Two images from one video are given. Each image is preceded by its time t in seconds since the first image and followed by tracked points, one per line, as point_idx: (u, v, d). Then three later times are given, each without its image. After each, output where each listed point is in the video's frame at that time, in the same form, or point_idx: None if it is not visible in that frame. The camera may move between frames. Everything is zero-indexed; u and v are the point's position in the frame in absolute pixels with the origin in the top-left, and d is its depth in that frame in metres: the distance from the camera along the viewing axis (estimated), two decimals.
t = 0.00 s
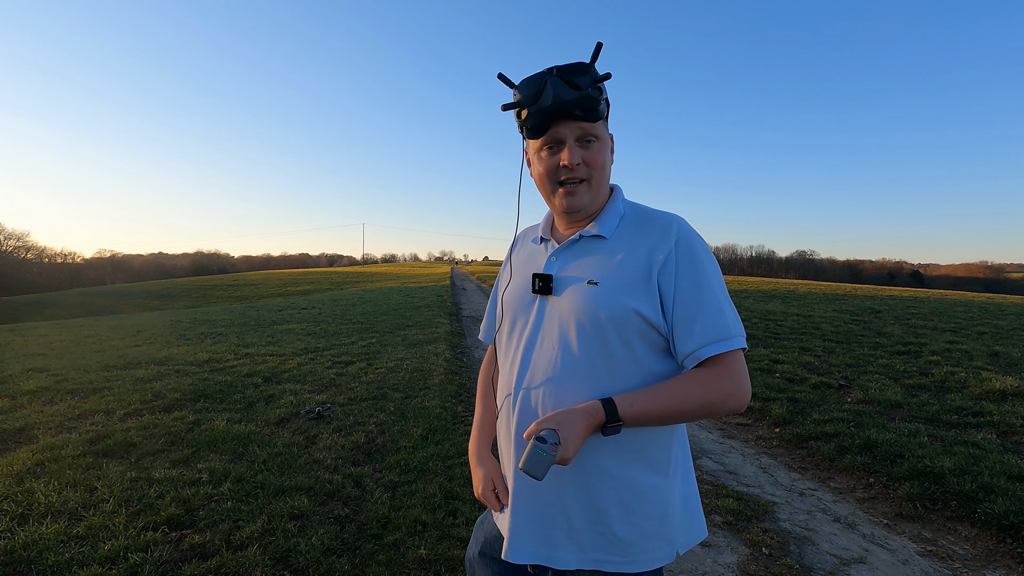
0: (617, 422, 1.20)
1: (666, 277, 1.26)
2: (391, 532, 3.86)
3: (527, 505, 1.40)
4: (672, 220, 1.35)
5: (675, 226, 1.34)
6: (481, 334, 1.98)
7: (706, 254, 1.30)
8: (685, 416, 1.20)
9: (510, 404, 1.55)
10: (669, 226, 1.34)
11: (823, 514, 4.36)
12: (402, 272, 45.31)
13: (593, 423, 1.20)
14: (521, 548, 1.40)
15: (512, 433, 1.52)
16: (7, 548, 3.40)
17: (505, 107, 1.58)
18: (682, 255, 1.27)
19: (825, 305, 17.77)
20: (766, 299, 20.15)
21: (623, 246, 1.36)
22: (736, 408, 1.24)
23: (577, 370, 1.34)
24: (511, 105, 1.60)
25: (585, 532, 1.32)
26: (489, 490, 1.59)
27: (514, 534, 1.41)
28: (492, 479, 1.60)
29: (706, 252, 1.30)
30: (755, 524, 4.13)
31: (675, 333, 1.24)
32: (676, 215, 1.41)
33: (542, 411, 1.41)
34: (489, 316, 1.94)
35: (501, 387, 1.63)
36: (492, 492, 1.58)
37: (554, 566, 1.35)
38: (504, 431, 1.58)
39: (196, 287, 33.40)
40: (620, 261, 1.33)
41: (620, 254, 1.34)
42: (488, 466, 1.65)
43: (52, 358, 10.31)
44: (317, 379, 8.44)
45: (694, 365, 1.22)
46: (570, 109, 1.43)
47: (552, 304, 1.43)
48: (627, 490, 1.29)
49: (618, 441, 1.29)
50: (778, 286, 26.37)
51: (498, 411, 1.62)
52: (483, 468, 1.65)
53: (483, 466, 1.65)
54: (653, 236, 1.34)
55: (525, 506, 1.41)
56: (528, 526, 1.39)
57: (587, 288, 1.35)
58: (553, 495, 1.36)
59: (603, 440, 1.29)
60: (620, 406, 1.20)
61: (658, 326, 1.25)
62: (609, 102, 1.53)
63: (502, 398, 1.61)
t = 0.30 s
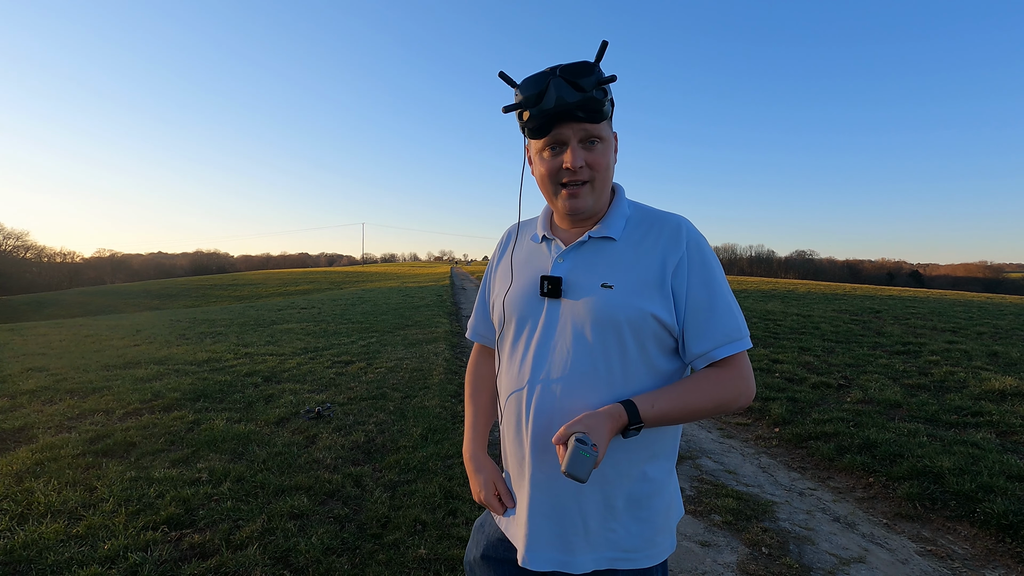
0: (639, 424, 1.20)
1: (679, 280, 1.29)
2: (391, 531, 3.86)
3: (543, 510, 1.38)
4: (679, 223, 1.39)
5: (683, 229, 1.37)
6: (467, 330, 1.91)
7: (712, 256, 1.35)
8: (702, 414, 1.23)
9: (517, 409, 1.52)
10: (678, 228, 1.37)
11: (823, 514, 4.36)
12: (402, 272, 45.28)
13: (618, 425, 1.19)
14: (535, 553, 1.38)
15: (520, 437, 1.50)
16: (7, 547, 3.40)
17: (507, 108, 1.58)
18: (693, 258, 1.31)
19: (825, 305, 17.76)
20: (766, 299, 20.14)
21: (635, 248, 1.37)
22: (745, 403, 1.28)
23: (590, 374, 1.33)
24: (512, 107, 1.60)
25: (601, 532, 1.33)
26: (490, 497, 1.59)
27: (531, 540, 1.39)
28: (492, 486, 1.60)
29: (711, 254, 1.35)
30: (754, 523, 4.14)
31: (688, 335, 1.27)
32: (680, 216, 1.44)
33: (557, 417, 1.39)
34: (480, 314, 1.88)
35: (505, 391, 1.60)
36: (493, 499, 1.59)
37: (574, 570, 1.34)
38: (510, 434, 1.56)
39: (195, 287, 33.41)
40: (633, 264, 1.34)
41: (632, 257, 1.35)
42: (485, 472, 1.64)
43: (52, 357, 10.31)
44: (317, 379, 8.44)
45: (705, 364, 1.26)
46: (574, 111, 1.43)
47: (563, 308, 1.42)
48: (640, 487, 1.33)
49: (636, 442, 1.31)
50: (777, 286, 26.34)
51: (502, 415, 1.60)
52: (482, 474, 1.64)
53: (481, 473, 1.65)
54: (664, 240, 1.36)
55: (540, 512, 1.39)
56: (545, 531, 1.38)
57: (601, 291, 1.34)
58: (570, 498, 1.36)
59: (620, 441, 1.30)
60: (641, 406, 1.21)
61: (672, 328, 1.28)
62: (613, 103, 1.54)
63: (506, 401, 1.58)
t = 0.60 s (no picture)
0: (640, 421, 1.19)
1: (682, 282, 1.30)
2: (391, 531, 3.86)
3: (542, 510, 1.38)
4: (681, 224, 1.39)
5: (686, 231, 1.37)
6: (464, 327, 1.89)
7: (713, 260, 1.35)
8: (702, 414, 1.23)
9: (516, 408, 1.52)
10: (680, 230, 1.38)
11: (822, 514, 4.37)
12: (402, 272, 45.26)
13: (619, 422, 1.19)
14: (534, 553, 1.38)
15: (520, 436, 1.50)
16: (6, 547, 3.39)
17: (510, 106, 1.59)
18: (696, 261, 1.32)
19: (825, 305, 17.76)
20: (765, 299, 20.14)
21: (638, 249, 1.37)
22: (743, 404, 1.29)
23: (593, 373, 1.33)
24: (515, 104, 1.61)
25: (600, 531, 1.33)
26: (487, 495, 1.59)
27: (530, 540, 1.38)
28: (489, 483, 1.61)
29: (713, 257, 1.35)
30: (754, 523, 4.14)
31: (689, 336, 1.28)
32: (682, 218, 1.45)
33: (557, 416, 1.39)
34: (477, 311, 1.87)
35: (504, 390, 1.59)
36: (490, 497, 1.58)
37: (572, 570, 1.34)
38: (509, 433, 1.56)
39: (194, 286, 33.36)
40: (636, 265, 1.34)
41: (636, 258, 1.35)
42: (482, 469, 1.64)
43: (52, 357, 10.31)
44: (317, 379, 8.43)
45: (705, 365, 1.27)
46: (577, 109, 1.43)
47: (564, 307, 1.41)
48: (639, 486, 1.33)
49: (636, 441, 1.31)
50: (777, 287, 26.33)
51: (501, 413, 1.59)
52: (479, 472, 1.64)
53: (477, 470, 1.65)
54: (667, 241, 1.36)
55: (539, 512, 1.38)
56: (544, 531, 1.37)
57: (603, 292, 1.34)
58: (570, 497, 1.35)
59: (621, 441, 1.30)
60: (642, 405, 1.21)
61: (674, 329, 1.29)
62: (617, 102, 1.54)
63: (506, 400, 1.58)
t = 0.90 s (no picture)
0: (634, 421, 1.20)
1: (683, 285, 1.30)
2: (390, 531, 3.87)
3: (535, 508, 1.38)
4: (684, 227, 1.39)
5: (689, 235, 1.37)
6: (466, 324, 1.90)
7: (715, 264, 1.35)
8: (698, 418, 1.24)
9: (513, 406, 1.52)
10: (683, 233, 1.38)
11: (822, 513, 4.37)
12: (401, 272, 45.28)
13: (612, 421, 1.20)
14: (527, 549, 1.38)
15: (515, 433, 1.50)
16: (5, 547, 3.39)
17: (517, 101, 1.59)
18: (698, 265, 1.32)
19: (824, 305, 17.78)
20: (765, 299, 20.16)
21: (640, 250, 1.37)
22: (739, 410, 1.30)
23: (592, 374, 1.33)
24: (523, 99, 1.61)
25: (593, 531, 1.33)
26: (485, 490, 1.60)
27: (523, 537, 1.39)
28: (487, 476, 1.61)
29: (715, 261, 1.35)
30: (753, 523, 4.14)
31: (688, 339, 1.28)
32: (686, 221, 1.45)
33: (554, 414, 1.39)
34: (479, 307, 1.87)
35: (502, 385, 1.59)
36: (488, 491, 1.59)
37: (563, 567, 1.35)
38: (505, 430, 1.56)
39: (193, 286, 33.37)
40: (638, 266, 1.34)
41: (638, 259, 1.35)
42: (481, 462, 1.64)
43: (51, 357, 10.31)
44: (316, 378, 8.44)
45: (703, 370, 1.27)
46: (583, 108, 1.44)
47: (565, 306, 1.41)
48: (634, 487, 1.33)
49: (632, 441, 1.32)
50: (776, 287, 26.37)
51: (499, 410, 1.60)
52: (476, 468, 1.63)
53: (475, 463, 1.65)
54: (669, 243, 1.36)
55: (533, 509, 1.38)
56: (536, 528, 1.38)
57: (603, 292, 1.35)
58: (563, 495, 1.35)
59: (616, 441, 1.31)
60: (638, 405, 1.21)
61: (673, 332, 1.29)
62: (624, 102, 1.53)
63: (503, 397, 1.58)
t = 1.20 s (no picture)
0: (633, 422, 1.20)
1: (691, 289, 1.29)
2: (389, 531, 3.87)
3: (529, 505, 1.40)
4: (696, 232, 1.39)
5: (701, 241, 1.37)
6: (475, 320, 1.88)
7: (726, 272, 1.34)
8: (699, 424, 1.23)
9: (514, 402, 1.53)
10: (694, 239, 1.37)
11: (821, 513, 4.38)
12: (400, 272, 45.30)
13: (611, 419, 1.20)
14: (519, 545, 1.40)
15: (513, 431, 1.52)
16: (4, 546, 3.39)
17: (536, 96, 1.60)
18: (708, 271, 1.31)
19: (823, 305, 17.81)
20: (764, 298, 20.17)
21: (650, 252, 1.37)
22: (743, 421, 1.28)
23: (595, 374, 1.33)
24: (543, 95, 1.62)
25: (585, 532, 1.33)
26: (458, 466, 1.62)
27: (516, 532, 1.41)
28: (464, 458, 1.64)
29: (726, 269, 1.35)
30: (752, 523, 4.14)
31: (694, 344, 1.27)
32: (699, 228, 1.44)
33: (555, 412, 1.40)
34: (487, 303, 1.88)
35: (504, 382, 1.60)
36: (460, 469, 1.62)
37: (553, 565, 1.36)
38: (504, 427, 1.57)
39: (192, 286, 33.33)
40: (646, 269, 1.34)
41: (647, 262, 1.36)
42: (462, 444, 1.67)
43: (50, 356, 10.30)
44: (315, 378, 8.43)
45: (707, 376, 1.26)
46: (601, 106, 1.44)
47: (571, 304, 1.42)
48: (629, 490, 1.32)
49: (629, 443, 1.31)
50: (775, 287, 26.40)
51: (500, 406, 1.61)
52: (457, 445, 1.66)
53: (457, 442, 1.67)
54: (679, 248, 1.36)
55: (527, 506, 1.40)
56: (530, 524, 1.39)
57: (609, 292, 1.35)
58: (557, 494, 1.37)
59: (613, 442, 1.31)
60: (637, 406, 1.21)
61: (679, 337, 1.29)
62: (642, 103, 1.53)
63: (505, 394, 1.59)
